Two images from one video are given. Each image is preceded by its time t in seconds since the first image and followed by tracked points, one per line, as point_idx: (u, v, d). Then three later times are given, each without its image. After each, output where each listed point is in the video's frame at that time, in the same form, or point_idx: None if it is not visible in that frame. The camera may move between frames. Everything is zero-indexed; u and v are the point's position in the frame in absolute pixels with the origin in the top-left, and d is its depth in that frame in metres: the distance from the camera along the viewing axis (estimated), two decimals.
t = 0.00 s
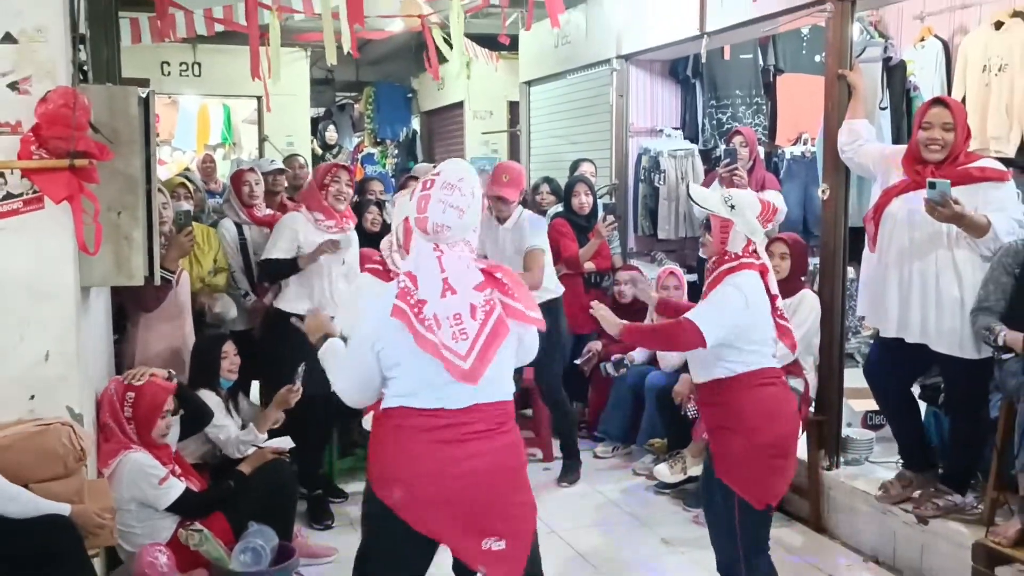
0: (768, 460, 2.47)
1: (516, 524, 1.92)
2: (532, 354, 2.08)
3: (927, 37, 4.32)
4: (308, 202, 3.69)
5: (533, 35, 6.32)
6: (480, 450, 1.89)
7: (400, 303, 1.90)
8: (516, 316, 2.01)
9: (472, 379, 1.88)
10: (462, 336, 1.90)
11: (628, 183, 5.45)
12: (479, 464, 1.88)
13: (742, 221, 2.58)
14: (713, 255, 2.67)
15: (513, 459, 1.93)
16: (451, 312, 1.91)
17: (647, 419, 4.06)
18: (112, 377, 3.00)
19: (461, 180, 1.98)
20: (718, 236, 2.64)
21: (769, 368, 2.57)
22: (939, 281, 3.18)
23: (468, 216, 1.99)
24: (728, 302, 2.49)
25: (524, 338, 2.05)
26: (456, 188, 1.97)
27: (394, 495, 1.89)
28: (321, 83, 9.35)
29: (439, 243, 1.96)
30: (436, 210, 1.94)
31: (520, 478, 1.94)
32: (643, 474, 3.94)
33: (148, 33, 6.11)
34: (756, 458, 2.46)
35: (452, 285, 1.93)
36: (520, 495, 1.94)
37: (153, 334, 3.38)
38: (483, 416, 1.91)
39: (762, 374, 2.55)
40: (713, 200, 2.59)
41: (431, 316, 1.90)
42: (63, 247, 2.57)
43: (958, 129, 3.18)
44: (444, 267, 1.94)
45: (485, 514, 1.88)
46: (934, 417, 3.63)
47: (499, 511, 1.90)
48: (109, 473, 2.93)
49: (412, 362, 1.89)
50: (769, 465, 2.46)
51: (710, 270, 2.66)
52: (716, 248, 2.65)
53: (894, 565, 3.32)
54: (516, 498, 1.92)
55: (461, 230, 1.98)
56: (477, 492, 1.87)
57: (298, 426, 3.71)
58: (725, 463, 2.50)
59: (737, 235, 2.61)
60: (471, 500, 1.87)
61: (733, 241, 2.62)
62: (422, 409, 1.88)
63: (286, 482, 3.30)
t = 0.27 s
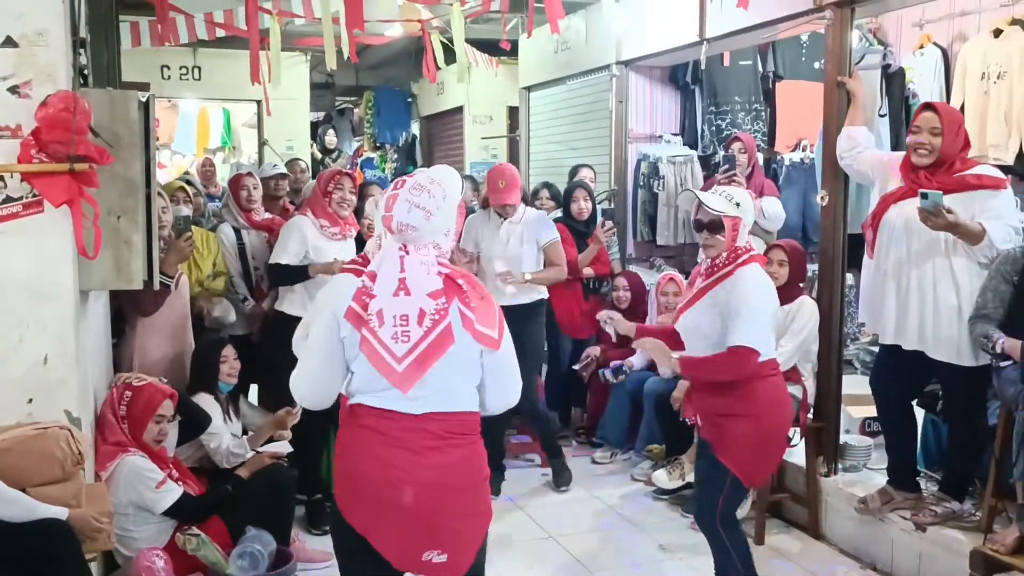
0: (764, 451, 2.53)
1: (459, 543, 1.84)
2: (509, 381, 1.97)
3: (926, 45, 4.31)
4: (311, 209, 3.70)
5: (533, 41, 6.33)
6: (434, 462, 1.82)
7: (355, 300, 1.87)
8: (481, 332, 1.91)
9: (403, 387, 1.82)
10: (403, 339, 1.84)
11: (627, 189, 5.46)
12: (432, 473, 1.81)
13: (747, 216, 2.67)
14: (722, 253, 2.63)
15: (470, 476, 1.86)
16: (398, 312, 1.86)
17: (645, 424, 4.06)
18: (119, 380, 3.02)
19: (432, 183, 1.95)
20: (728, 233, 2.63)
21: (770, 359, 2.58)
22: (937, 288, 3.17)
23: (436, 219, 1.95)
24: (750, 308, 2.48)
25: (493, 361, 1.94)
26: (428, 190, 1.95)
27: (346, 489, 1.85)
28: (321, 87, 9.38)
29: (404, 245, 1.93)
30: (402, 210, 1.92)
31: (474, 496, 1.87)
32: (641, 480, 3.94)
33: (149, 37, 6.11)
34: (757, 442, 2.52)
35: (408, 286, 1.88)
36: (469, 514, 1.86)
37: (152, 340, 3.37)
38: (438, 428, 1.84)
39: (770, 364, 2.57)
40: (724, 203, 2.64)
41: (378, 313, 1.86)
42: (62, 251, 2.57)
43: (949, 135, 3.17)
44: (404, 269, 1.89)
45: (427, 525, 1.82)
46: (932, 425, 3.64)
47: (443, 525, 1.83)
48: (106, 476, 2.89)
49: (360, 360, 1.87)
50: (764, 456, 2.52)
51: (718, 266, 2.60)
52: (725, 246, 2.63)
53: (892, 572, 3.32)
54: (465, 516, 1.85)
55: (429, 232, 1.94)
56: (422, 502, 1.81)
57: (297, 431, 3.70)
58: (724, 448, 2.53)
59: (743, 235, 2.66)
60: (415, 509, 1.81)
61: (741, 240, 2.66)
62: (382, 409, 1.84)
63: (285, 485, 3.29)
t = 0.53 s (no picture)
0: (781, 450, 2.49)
1: (453, 551, 1.80)
2: (509, 400, 1.85)
3: (926, 45, 4.31)
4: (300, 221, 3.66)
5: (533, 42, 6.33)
6: (423, 470, 1.79)
7: (354, 309, 1.92)
8: (462, 342, 1.81)
9: (396, 392, 1.80)
10: (397, 344, 1.82)
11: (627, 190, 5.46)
12: (420, 482, 1.78)
13: (751, 223, 2.60)
14: (729, 264, 2.58)
15: (462, 486, 1.81)
16: (396, 318, 1.85)
17: (645, 424, 4.06)
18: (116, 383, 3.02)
19: (433, 188, 1.92)
20: (734, 243, 2.58)
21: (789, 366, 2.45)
22: (938, 289, 3.16)
23: (439, 222, 1.91)
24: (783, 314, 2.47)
25: (482, 374, 1.83)
26: (430, 195, 1.92)
27: (343, 499, 1.85)
28: (322, 88, 9.39)
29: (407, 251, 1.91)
30: (402, 214, 1.90)
31: (467, 506, 1.81)
32: (640, 481, 3.94)
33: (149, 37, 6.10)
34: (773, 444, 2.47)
35: (405, 292, 1.86)
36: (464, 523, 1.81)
37: (152, 341, 3.36)
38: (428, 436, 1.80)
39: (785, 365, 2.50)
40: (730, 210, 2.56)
41: (379, 319, 1.86)
42: (61, 251, 2.57)
43: (940, 136, 3.18)
44: (404, 274, 1.88)
45: (418, 534, 1.78)
46: (932, 426, 3.63)
47: (435, 535, 1.78)
48: (106, 477, 2.89)
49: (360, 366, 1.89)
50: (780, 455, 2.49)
51: (728, 281, 2.56)
52: (732, 255, 2.58)
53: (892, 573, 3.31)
54: (457, 526, 1.80)
55: (432, 237, 1.90)
56: (412, 510, 1.78)
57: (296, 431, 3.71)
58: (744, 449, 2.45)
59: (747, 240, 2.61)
60: (405, 518, 1.78)
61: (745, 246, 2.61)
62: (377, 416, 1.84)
63: (284, 485, 3.29)
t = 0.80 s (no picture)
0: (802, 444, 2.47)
1: (515, 562, 1.74)
2: (571, 404, 1.76)
3: (924, 47, 4.33)
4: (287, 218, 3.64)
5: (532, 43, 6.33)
6: (477, 476, 1.73)
7: (405, 317, 1.87)
8: (512, 347, 1.74)
9: (449, 396, 1.75)
10: (451, 350, 1.77)
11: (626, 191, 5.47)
12: (475, 488, 1.73)
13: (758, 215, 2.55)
14: (741, 257, 2.52)
15: (518, 490, 1.75)
16: (449, 323, 1.80)
17: (643, 425, 4.07)
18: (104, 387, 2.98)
19: (475, 188, 1.87)
20: (743, 236, 2.52)
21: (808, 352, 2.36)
22: (936, 290, 3.17)
23: (485, 224, 1.86)
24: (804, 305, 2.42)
25: (536, 378, 1.75)
26: (472, 195, 1.86)
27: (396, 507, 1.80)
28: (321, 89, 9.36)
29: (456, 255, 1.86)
30: (447, 219, 1.85)
31: (525, 511, 1.76)
32: (638, 482, 3.94)
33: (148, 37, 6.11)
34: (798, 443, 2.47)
35: (458, 296, 1.82)
36: (523, 533, 1.75)
37: (150, 342, 3.36)
38: (482, 443, 1.75)
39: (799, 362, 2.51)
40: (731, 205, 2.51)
41: (432, 326, 1.82)
42: (60, 251, 2.57)
43: (934, 138, 3.18)
44: (456, 278, 1.83)
45: (476, 542, 1.73)
46: (930, 428, 3.64)
47: (494, 542, 1.73)
48: (104, 477, 2.89)
49: (416, 373, 1.84)
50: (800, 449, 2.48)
51: (742, 274, 2.50)
52: (743, 249, 2.52)
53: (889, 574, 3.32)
54: (516, 531, 1.75)
55: (481, 239, 1.86)
56: (468, 518, 1.72)
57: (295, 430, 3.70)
58: (763, 450, 2.43)
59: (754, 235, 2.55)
60: (462, 526, 1.73)
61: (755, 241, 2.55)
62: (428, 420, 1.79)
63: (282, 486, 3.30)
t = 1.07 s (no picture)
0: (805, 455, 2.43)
1: (547, 556, 1.74)
2: (606, 389, 1.80)
3: (918, 50, 4.35)
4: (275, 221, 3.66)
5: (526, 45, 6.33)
6: (513, 466, 1.73)
7: (440, 312, 1.84)
8: (560, 333, 1.77)
9: (518, 389, 1.74)
10: (506, 341, 1.77)
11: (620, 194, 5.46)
12: (512, 479, 1.72)
13: (757, 215, 2.52)
14: (740, 259, 2.50)
15: (552, 480, 1.75)
16: (496, 316, 1.79)
17: (637, 427, 4.07)
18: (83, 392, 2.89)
19: (509, 178, 1.88)
20: (742, 238, 2.49)
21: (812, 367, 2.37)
22: (928, 293, 3.18)
23: (519, 214, 1.87)
24: (810, 309, 2.40)
25: (580, 364, 1.79)
26: (505, 185, 1.87)
27: (426, 501, 1.79)
28: (316, 90, 9.29)
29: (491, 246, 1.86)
30: (484, 209, 1.85)
31: (558, 500, 1.76)
32: (632, 484, 3.95)
33: (142, 39, 6.09)
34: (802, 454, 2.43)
35: (499, 288, 1.81)
36: (555, 527, 1.76)
37: (143, 343, 3.35)
38: (517, 435, 1.75)
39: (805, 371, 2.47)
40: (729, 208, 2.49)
41: (476, 320, 1.80)
42: (52, 253, 2.56)
43: (926, 139, 3.20)
44: (495, 270, 1.83)
45: (513, 534, 1.72)
46: (924, 430, 3.65)
47: (528, 533, 1.73)
48: (97, 480, 2.87)
49: (457, 371, 1.79)
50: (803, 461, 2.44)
51: (742, 277, 2.49)
52: (743, 250, 2.50)
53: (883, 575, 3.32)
54: (550, 521, 1.75)
55: (516, 228, 1.87)
56: (505, 509, 1.72)
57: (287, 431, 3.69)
58: (766, 461, 2.40)
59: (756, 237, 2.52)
60: (500, 518, 1.72)
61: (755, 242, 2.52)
62: (460, 414, 1.77)
63: (276, 488, 3.30)
